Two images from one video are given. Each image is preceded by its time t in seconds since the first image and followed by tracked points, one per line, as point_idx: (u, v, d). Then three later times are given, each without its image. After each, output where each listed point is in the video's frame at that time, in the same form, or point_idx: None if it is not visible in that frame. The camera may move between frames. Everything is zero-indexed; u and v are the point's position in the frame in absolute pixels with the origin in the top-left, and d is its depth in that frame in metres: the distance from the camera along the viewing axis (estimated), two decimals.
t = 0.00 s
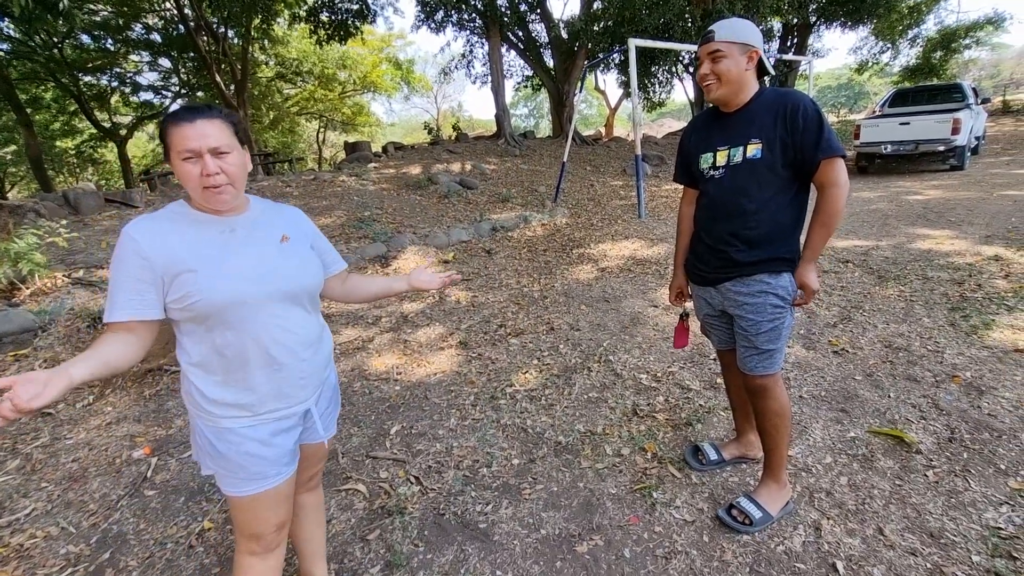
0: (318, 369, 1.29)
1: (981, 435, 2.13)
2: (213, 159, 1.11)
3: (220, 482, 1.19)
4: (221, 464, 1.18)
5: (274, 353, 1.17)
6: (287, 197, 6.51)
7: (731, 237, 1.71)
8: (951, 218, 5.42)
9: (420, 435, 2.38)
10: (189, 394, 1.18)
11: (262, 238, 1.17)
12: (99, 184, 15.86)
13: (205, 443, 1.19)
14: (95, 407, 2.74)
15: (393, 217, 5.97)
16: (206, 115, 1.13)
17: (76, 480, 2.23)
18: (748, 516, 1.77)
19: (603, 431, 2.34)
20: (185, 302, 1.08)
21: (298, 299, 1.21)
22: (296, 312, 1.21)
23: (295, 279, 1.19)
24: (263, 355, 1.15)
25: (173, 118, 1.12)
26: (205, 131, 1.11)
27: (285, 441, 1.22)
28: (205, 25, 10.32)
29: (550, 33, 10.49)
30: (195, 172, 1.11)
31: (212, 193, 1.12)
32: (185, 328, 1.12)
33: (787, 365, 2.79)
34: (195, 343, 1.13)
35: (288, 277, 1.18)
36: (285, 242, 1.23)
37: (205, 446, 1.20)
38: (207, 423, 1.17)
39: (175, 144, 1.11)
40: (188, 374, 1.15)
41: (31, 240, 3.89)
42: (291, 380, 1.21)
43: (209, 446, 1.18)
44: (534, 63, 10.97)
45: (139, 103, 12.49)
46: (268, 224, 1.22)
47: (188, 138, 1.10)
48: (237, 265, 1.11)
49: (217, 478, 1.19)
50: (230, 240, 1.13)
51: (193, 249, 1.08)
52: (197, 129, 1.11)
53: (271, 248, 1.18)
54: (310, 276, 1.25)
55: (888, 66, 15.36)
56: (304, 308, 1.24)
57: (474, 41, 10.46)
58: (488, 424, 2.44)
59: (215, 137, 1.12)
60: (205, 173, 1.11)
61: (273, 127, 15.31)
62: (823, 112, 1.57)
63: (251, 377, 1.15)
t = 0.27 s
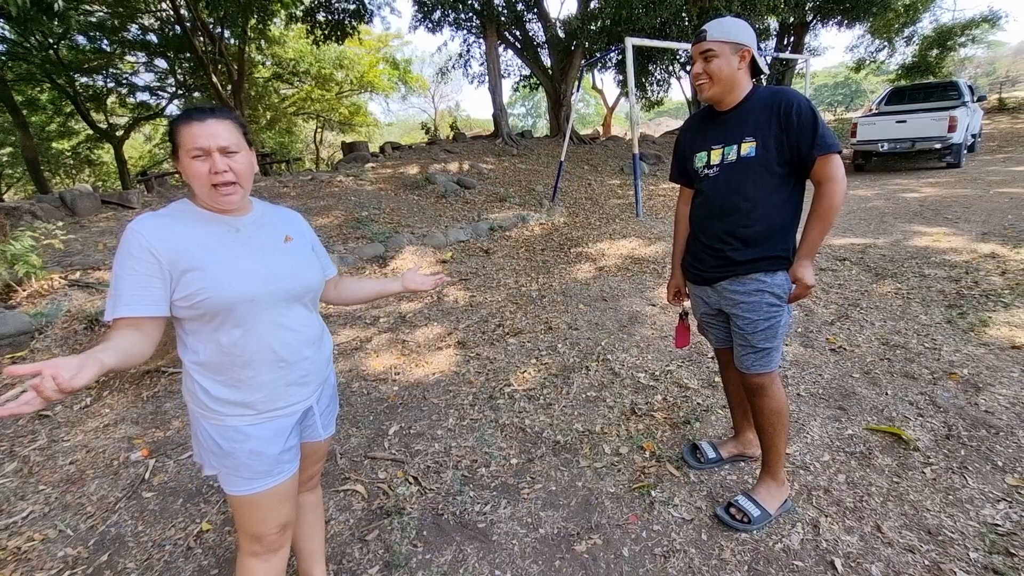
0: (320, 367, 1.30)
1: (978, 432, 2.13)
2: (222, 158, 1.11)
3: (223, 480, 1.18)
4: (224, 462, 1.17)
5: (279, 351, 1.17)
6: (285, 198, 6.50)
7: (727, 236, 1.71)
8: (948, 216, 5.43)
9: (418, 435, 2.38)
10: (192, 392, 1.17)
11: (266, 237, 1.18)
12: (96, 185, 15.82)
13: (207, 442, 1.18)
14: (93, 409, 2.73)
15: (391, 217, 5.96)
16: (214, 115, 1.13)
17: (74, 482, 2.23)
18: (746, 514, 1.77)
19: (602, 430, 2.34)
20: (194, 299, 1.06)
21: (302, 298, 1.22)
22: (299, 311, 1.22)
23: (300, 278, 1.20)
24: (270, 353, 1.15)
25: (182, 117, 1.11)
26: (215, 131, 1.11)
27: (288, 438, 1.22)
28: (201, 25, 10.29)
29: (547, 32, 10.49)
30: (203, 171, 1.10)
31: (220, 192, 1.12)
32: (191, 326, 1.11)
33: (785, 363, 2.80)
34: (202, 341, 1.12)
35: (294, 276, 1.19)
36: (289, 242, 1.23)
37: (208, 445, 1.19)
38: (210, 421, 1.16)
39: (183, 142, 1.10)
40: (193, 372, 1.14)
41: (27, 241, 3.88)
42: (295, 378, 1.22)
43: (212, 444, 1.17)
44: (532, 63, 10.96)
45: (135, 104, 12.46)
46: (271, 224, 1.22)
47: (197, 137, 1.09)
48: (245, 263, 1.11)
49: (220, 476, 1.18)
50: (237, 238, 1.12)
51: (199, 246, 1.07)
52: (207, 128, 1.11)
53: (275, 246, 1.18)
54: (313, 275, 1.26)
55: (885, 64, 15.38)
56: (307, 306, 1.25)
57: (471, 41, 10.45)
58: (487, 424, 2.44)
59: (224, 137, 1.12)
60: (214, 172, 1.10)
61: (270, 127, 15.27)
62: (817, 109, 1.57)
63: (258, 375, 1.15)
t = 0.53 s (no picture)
0: (322, 366, 1.30)
1: (975, 428, 2.14)
2: (229, 160, 1.11)
3: (232, 480, 1.16)
4: (232, 462, 1.15)
5: (288, 350, 1.18)
6: (282, 200, 6.50)
7: (722, 234, 1.71)
8: (944, 213, 5.45)
9: (417, 436, 2.38)
10: (195, 393, 1.14)
11: (268, 237, 1.18)
12: (93, 188, 15.78)
13: (212, 443, 1.16)
14: (91, 413, 2.73)
15: (388, 218, 5.96)
16: (222, 117, 1.13)
17: (72, 487, 2.22)
18: (745, 512, 1.77)
19: (600, 430, 2.34)
20: (204, 296, 1.05)
21: (304, 297, 1.23)
22: (302, 310, 1.23)
23: (301, 277, 1.21)
24: (279, 351, 1.16)
25: (190, 120, 1.11)
26: (223, 133, 1.11)
27: (295, 435, 1.23)
28: (196, 28, 10.27)
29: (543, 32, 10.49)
30: (211, 172, 1.10)
31: (227, 194, 1.12)
32: (198, 325, 1.09)
33: (783, 361, 2.80)
34: (211, 339, 1.10)
35: (296, 275, 1.20)
36: (289, 244, 1.24)
37: (212, 447, 1.16)
38: (216, 421, 1.14)
39: (190, 143, 1.10)
40: (197, 371, 1.11)
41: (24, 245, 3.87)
42: (302, 376, 1.22)
43: (219, 445, 1.15)
44: (528, 63, 10.97)
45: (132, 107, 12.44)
46: (270, 225, 1.23)
47: (206, 139, 1.09)
48: (251, 261, 1.11)
49: (228, 476, 1.16)
50: (240, 237, 1.13)
51: (207, 244, 1.07)
52: (217, 131, 1.11)
53: (276, 246, 1.19)
54: (313, 275, 1.27)
55: (880, 62, 15.42)
56: (308, 305, 1.26)
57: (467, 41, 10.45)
58: (486, 424, 2.44)
59: (233, 140, 1.12)
60: (222, 173, 1.11)
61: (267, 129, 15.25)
62: (808, 107, 1.57)
63: (266, 372, 1.15)
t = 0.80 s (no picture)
0: (323, 367, 1.31)
1: (974, 424, 2.14)
2: (240, 166, 1.13)
3: (237, 481, 1.16)
4: (236, 464, 1.15)
5: (291, 351, 1.18)
6: (280, 203, 6.50)
7: (718, 234, 1.71)
8: (941, 210, 5.46)
9: (417, 438, 2.39)
10: (197, 396, 1.14)
11: (269, 239, 1.19)
12: (90, 193, 15.76)
13: (215, 446, 1.15)
14: (90, 417, 2.72)
15: (386, 220, 5.96)
16: (233, 123, 1.14)
17: (72, 492, 2.22)
18: (744, 511, 1.78)
19: (600, 430, 2.34)
20: (210, 297, 1.05)
21: (305, 297, 1.24)
22: (303, 312, 1.24)
23: (302, 279, 1.22)
24: (282, 352, 1.17)
25: (200, 124, 1.11)
26: (236, 139, 1.12)
27: (299, 437, 1.23)
28: (193, 30, 10.26)
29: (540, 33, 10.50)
30: (221, 177, 1.11)
31: (236, 199, 1.12)
32: (202, 326, 1.09)
33: (781, 359, 2.81)
34: (215, 341, 1.10)
35: (297, 277, 1.21)
36: (288, 248, 1.25)
37: (215, 449, 1.16)
38: (219, 423, 1.13)
39: (200, 147, 1.10)
40: (200, 373, 1.11)
41: (21, 250, 3.86)
42: (304, 377, 1.23)
43: (223, 446, 1.14)
44: (525, 64, 10.98)
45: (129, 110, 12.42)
46: (270, 229, 1.23)
47: (219, 144, 1.10)
48: (255, 262, 1.12)
49: (233, 479, 1.16)
50: (243, 239, 1.13)
51: (211, 245, 1.07)
52: (228, 136, 1.12)
53: (277, 248, 1.20)
54: (312, 277, 1.28)
55: (877, 60, 15.45)
56: (309, 306, 1.27)
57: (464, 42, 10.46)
58: (486, 425, 2.44)
59: (243, 146, 1.14)
60: (233, 179, 1.12)
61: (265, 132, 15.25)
62: (801, 106, 1.58)
63: (271, 373, 1.15)
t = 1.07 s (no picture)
0: (326, 369, 1.32)
1: (973, 422, 2.15)
2: (248, 168, 1.14)
3: (242, 485, 1.17)
4: (240, 467, 1.15)
5: (294, 353, 1.19)
6: (280, 203, 6.50)
7: (715, 233, 1.72)
8: (940, 208, 5.47)
9: (417, 438, 2.39)
10: (199, 399, 1.14)
11: (272, 240, 1.19)
12: (89, 194, 15.75)
13: (219, 449, 1.16)
14: (90, 419, 2.72)
15: (385, 221, 5.96)
16: (240, 124, 1.14)
17: (73, 494, 2.22)
18: (745, 508, 1.78)
19: (600, 429, 2.34)
20: (211, 300, 1.05)
21: (308, 299, 1.25)
22: (306, 314, 1.24)
23: (305, 279, 1.23)
24: (285, 355, 1.17)
25: (205, 124, 1.11)
26: (243, 141, 1.13)
27: (303, 439, 1.23)
28: (191, 31, 10.26)
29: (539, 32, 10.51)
30: (230, 179, 1.11)
31: (242, 201, 1.13)
32: (204, 330, 1.09)
33: (781, 357, 2.81)
34: (217, 344, 1.10)
35: (300, 277, 1.21)
36: (290, 249, 1.25)
37: (219, 452, 1.17)
38: (224, 427, 1.14)
39: (207, 148, 1.10)
40: (203, 376, 1.11)
41: (21, 252, 3.86)
42: (307, 379, 1.23)
43: (228, 450, 1.15)
44: (523, 64, 10.98)
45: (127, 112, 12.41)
46: (272, 230, 1.24)
47: (227, 146, 1.10)
48: (259, 262, 1.12)
49: (237, 482, 1.17)
50: (245, 239, 1.14)
51: (213, 248, 1.07)
52: (236, 138, 1.12)
53: (280, 249, 1.20)
54: (315, 277, 1.29)
55: (875, 59, 15.46)
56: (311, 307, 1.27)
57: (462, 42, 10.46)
58: (486, 425, 2.44)
59: (249, 148, 1.14)
60: (241, 180, 1.12)
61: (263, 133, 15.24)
62: (797, 106, 1.58)
63: (275, 375, 1.15)
